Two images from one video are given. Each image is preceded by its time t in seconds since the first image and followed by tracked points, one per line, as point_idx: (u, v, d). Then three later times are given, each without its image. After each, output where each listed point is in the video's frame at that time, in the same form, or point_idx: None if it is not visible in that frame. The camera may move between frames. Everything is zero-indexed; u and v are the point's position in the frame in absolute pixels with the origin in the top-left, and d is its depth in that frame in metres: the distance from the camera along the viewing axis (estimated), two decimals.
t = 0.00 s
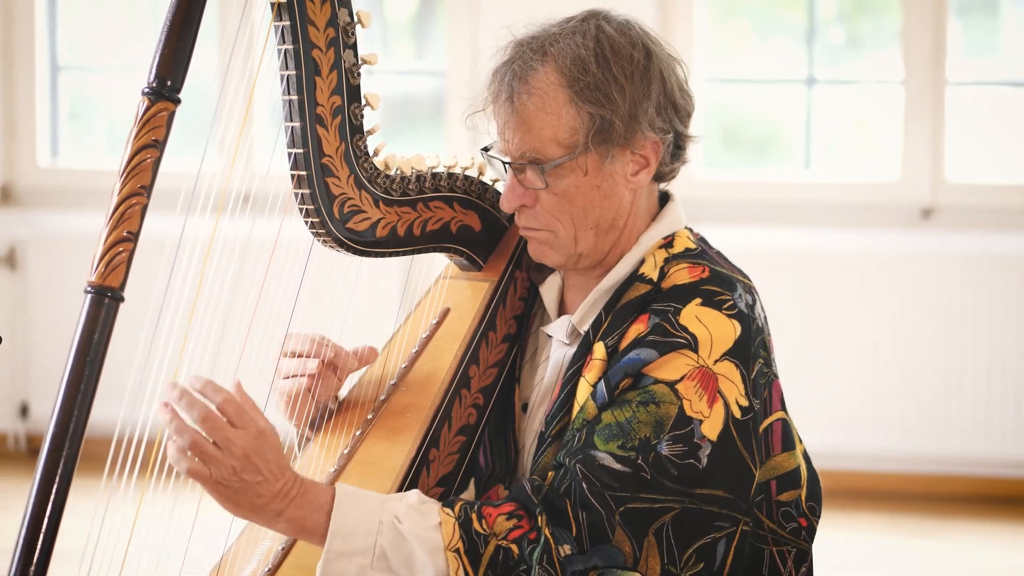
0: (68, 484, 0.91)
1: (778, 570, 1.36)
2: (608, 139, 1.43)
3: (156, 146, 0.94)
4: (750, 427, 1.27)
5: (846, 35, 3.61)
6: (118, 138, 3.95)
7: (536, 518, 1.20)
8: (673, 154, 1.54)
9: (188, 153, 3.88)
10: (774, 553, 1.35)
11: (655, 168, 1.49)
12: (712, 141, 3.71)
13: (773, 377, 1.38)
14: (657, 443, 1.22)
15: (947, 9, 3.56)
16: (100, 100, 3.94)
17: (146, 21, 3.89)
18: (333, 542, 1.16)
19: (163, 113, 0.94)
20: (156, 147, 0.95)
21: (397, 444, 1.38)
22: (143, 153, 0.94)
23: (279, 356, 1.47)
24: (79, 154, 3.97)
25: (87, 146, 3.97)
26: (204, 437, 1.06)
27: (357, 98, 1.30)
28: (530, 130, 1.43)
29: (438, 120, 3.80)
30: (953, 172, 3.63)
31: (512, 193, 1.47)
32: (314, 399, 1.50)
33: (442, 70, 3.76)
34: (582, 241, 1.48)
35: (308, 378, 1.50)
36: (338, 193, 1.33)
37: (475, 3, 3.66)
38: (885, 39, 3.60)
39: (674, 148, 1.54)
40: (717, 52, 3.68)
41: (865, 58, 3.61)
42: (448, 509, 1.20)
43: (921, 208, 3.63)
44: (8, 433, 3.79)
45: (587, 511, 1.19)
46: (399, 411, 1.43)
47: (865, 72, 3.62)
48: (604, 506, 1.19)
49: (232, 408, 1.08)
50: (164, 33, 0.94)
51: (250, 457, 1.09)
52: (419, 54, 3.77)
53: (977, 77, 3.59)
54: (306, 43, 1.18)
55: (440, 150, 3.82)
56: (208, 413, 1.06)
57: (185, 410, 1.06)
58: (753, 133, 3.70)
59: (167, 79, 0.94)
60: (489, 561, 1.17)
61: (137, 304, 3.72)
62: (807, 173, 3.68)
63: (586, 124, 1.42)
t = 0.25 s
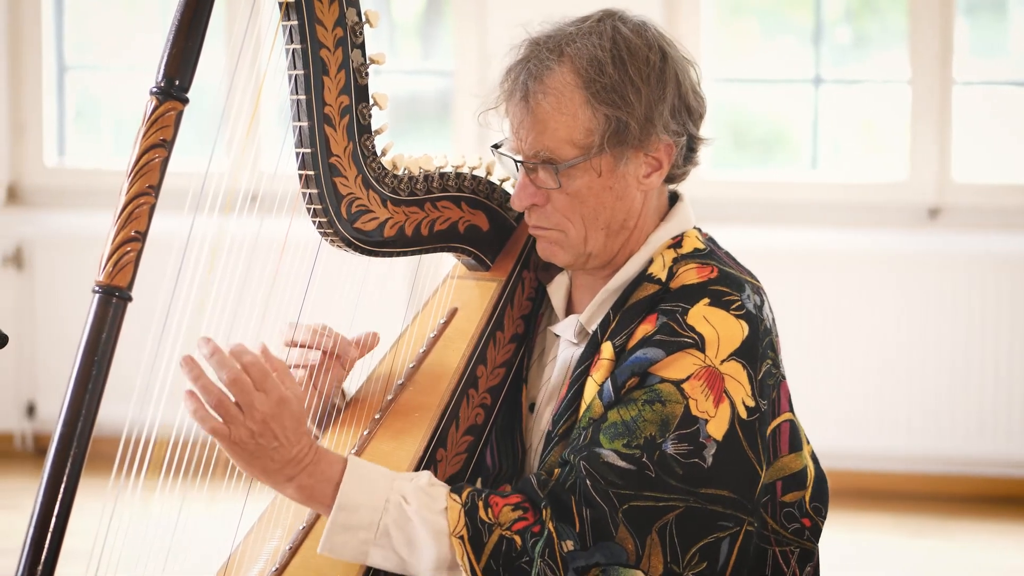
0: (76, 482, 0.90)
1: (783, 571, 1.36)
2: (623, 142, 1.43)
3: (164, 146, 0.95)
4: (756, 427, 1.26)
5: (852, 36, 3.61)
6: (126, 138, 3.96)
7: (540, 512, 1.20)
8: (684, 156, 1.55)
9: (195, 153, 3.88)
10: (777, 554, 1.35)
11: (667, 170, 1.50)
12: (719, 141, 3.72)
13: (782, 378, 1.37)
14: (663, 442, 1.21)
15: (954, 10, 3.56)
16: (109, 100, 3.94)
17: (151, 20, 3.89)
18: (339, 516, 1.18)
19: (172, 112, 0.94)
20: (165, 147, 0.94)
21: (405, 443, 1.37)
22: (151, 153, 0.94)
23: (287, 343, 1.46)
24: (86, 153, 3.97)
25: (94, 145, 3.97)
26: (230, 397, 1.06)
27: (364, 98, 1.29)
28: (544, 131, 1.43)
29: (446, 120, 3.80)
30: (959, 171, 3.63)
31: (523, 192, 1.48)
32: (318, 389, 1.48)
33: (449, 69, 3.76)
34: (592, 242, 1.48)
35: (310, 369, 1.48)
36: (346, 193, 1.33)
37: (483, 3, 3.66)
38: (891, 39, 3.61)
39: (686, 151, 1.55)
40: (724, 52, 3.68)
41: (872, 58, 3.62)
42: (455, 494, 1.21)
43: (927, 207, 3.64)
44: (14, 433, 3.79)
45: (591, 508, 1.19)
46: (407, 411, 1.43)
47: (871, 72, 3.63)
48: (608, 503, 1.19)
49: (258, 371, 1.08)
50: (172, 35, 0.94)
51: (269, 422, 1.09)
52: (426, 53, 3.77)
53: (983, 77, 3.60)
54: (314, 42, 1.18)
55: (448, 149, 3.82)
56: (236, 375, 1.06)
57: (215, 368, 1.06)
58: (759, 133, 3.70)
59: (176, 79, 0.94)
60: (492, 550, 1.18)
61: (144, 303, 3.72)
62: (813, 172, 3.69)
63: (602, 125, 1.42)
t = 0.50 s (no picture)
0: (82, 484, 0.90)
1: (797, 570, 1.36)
2: (630, 138, 1.43)
3: (170, 146, 0.94)
4: (767, 429, 1.26)
5: (858, 35, 3.62)
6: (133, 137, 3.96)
7: (552, 524, 1.21)
8: (693, 155, 1.54)
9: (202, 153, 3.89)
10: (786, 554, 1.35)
11: (675, 168, 1.50)
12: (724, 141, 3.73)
13: (789, 377, 1.37)
14: (675, 446, 1.21)
15: (960, 9, 3.56)
16: (115, 100, 3.95)
17: (158, 20, 3.89)
18: (352, 542, 1.18)
19: (178, 112, 0.94)
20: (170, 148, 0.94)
21: (411, 445, 1.38)
22: (157, 153, 0.93)
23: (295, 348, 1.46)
24: (91, 153, 3.97)
25: (99, 145, 3.98)
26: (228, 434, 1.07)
27: (371, 98, 1.29)
28: (553, 126, 1.43)
29: (452, 119, 3.81)
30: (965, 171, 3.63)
31: (530, 188, 1.47)
32: (325, 393, 1.49)
33: (455, 69, 3.77)
34: (597, 239, 1.48)
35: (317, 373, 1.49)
36: (352, 193, 1.33)
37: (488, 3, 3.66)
38: (897, 39, 3.61)
39: (694, 150, 1.55)
40: (729, 52, 3.69)
41: (877, 58, 3.62)
42: (466, 512, 1.22)
43: (934, 207, 3.62)
44: (21, 433, 3.80)
45: (605, 516, 1.18)
46: (413, 411, 1.43)
47: (877, 71, 3.63)
48: (622, 511, 1.18)
49: (254, 406, 1.10)
50: (178, 33, 0.93)
51: (271, 455, 1.10)
52: (433, 53, 3.78)
53: (989, 76, 3.60)
54: (320, 42, 1.18)
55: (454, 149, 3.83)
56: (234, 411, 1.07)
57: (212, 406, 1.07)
58: (765, 133, 3.71)
59: (182, 79, 0.94)
60: (506, 565, 1.18)
61: (149, 303, 3.73)
62: (820, 172, 3.69)
63: (610, 121, 1.42)
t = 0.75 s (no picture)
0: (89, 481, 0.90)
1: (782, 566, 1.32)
2: (637, 141, 1.43)
3: (177, 145, 0.94)
4: (755, 421, 1.25)
5: (865, 36, 3.62)
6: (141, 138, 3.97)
7: (534, 479, 1.18)
8: (699, 156, 1.54)
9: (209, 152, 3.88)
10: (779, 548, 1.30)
11: (681, 170, 1.50)
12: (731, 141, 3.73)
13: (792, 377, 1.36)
14: (661, 424, 1.21)
15: (967, 9, 3.56)
16: (124, 100, 3.95)
17: (168, 21, 3.91)
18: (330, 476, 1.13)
19: (185, 111, 0.93)
20: (177, 147, 0.94)
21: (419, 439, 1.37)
22: (164, 153, 0.93)
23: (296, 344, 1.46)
24: (98, 153, 3.97)
25: (106, 145, 3.98)
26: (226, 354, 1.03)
27: (378, 97, 1.29)
28: (559, 130, 1.43)
29: (459, 120, 3.82)
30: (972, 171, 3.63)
31: (537, 191, 1.48)
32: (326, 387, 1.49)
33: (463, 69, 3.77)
34: (606, 241, 1.48)
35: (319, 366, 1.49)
36: (360, 192, 1.33)
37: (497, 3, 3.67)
38: (904, 39, 3.61)
39: (700, 150, 1.54)
40: (737, 52, 3.69)
41: (884, 58, 3.62)
42: (449, 461, 1.18)
43: (942, 207, 3.59)
44: (28, 432, 3.80)
45: (585, 479, 1.17)
46: (421, 408, 1.43)
47: (884, 71, 3.63)
48: (601, 476, 1.17)
49: (258, 330, 1.04)
50: (186, 31, 0.93)
51: (265, 379, 1.06)
52: (440, 53, 3.78)
53: (996, 77, 3.60)
54: (327, 43, 1.17)
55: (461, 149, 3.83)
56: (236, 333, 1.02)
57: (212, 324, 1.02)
58: (771, 133, 3.71)
59: (189, 78, 0.93)
60: (485, 517, 1.15)
61: (156, 303, 3.73)
62: (827, 172, 3.69)
63: (616, 125, 1.42)
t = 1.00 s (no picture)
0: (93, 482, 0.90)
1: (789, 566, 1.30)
2: (635, 144, 1.43)
3: (181, 145, 0.94)
4: (759, 424, 1.25)
5: (871, 35, 3.61)
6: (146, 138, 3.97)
7: (537, 496, 1.18)
8: (700, 156, 1.54)
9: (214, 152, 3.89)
10: (787, 549, 1.30)
11: (682, 170, 1.49)
12: (736, 141, 3.72)
13: (796, 376, 1.35)
14: (667, 432, 1.20)
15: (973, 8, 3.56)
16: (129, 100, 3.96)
17: (174, 21, 3.92)
18: (331, 519, 1.15)
19: (189, 111, 0.93)
20: (182, 146, 0.94)
21: (423, 443, 1.37)
22: (168, 152, 0.93)
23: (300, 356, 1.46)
24: (103, 152, 3.98)
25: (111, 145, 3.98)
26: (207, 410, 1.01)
27: (383, 97, 1.29)
28: (557, 136, 1.43)
29: (464, 120, 3.81)
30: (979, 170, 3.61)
31: (539, 196, 1.47)
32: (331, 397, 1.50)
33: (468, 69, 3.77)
34: (609, 243, 1.48)
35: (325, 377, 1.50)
36: (363, 192, 1.32)
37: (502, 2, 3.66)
38: (910, 38, 3.60)
39: (701, 150, 1.54)
40: (742, 51, 3.68)
41: (890, 57, 3.61)
42: (448, 487, 1.19)
43: (947, 207, 3.58)
44: (34, 432, 3.81)
45: (589, 492, 1.17)
46: (423, 410, 1.43)
47: (890, 70, 3.62)
48: (607, 489, 1.17)
49: (238, 383, 1.03)
50: (190, 31, 0.93)
51: (251, 432, 1.05)
52: (445, 53, 3.78)
53: (1002, 76, 3.59)
54: (331, 41, 1.17)
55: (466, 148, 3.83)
56: (213, 386, 1.01)
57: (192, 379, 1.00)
58: (777, 133, 3.70)
59: (193, 78, 0.94)
60: (489, 539, 1.16)
61: (162, 302, 3.73)
62: (833, 172, 3.68)
63: (614, 129, 1.41)
